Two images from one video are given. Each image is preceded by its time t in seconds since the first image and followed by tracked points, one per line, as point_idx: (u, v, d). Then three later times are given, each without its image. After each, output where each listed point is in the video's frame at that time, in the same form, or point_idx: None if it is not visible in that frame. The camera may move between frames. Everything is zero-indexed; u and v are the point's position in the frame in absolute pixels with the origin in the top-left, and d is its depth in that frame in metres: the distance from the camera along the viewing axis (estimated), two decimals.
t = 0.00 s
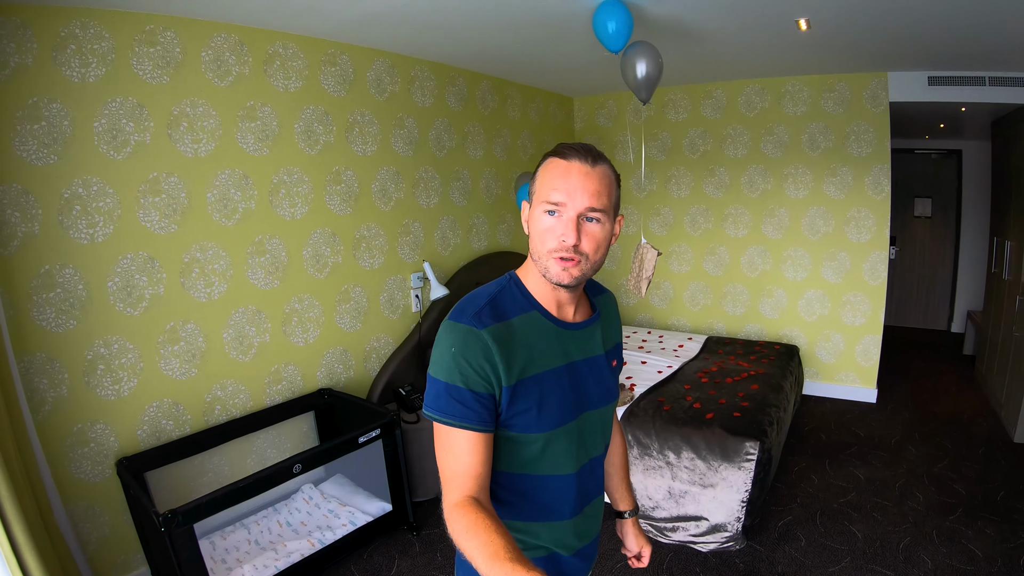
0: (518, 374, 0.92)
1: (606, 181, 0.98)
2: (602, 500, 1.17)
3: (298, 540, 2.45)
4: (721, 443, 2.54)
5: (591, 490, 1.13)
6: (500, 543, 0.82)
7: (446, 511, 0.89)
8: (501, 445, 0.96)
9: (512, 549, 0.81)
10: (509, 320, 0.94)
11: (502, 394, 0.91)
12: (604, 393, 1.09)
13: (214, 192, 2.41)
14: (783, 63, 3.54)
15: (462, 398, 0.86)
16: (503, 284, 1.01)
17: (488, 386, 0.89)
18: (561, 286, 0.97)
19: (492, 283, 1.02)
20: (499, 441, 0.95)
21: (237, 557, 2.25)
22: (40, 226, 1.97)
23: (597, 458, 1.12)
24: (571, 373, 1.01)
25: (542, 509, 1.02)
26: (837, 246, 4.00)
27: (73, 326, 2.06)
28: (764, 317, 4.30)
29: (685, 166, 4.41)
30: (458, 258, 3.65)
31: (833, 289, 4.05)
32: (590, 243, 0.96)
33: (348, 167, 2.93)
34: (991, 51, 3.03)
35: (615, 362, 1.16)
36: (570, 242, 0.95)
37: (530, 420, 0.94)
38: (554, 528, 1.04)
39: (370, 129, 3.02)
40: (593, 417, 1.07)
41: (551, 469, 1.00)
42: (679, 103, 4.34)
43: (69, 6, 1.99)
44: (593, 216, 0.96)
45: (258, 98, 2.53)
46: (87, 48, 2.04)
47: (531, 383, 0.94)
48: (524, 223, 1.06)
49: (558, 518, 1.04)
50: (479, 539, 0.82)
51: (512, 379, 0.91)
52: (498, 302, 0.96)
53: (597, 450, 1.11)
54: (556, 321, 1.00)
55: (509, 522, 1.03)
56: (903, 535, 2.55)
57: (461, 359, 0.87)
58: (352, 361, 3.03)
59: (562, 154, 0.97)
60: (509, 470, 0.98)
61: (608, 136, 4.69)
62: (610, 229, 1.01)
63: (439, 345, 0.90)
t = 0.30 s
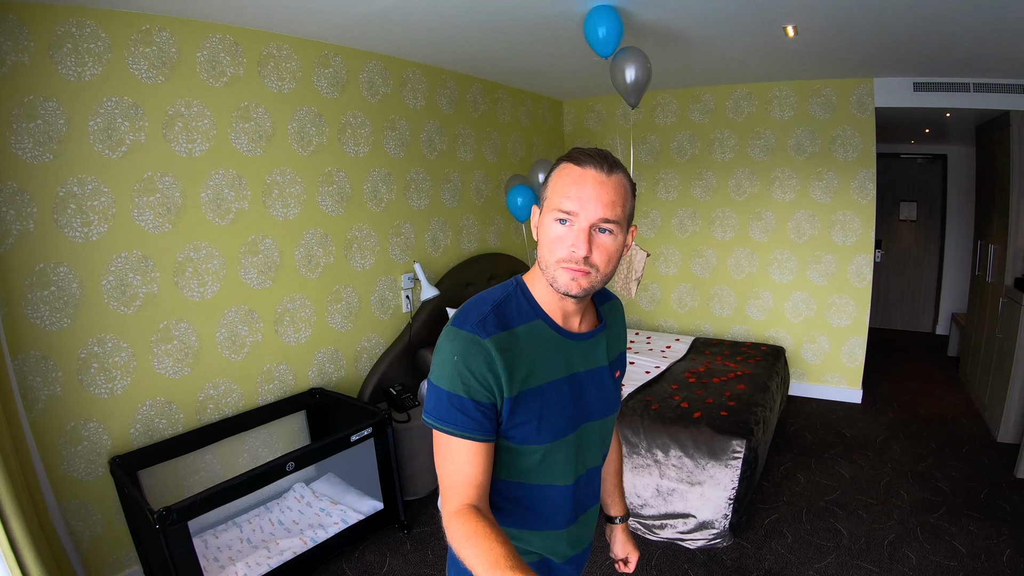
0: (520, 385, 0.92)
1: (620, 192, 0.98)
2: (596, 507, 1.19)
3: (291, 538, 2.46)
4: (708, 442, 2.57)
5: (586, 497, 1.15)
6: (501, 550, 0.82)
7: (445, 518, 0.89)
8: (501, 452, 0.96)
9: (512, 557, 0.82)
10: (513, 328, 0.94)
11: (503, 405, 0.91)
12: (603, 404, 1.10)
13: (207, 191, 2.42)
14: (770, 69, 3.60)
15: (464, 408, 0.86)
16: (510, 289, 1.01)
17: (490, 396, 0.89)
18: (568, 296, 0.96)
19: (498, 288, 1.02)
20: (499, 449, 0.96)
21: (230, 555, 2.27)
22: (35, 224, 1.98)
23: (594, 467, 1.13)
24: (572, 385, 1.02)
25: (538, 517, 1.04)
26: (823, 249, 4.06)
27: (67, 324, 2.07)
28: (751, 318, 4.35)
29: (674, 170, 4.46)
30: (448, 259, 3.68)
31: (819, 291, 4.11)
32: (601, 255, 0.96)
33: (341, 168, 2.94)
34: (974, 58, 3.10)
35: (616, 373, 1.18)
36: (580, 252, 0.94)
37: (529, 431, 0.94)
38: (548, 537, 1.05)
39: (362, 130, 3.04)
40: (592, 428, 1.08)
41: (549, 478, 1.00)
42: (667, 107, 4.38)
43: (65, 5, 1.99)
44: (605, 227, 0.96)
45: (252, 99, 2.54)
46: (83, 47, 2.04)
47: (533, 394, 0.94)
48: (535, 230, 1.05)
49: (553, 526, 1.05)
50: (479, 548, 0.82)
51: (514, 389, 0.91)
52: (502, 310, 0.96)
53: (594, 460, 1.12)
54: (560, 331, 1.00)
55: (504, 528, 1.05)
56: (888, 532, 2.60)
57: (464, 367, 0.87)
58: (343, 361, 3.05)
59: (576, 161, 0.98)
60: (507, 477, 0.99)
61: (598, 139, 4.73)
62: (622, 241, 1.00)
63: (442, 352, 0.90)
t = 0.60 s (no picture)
0: (514, 380, 0.92)
1: (617, 188, 1.00)
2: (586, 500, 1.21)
3: (283, 531, 2.47)
4: (696, 438, 2.61)
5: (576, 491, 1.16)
6: (498, 545, 0.82)
7: (440, 515, 0.89)
8: (495, 447, 0.97)
9: (509, 552, 0.81)
10: (506, 324, 0.95)
11: (498, 400, 0.92)
12: (595, 398, 1.11)
13: (204, 187, 2.44)
14: (761, 73, 3.65)
15: (459, 403, 0.87)
16: (503, 286, 1.01)
17: (484, 392, 0.89)
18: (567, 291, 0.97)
19: (491, 284, 1.02)
20: (493, 444, 0.96)
21: (223, 548, 2.27)
22: (34, 217, 2.00)
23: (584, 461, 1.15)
24: (565, 380, 1.03)
25: (531, 510, 1.05)
26: (811, 252, 4.12)
27: (64, 316, 2.09)
28: (740, 319, 4.40)
29: (665, 172, 4.51)
30: (441, 258, 3.71)
31: (807, 293, 4.16)
32: (599, 250, 0.97)
33: (336, 166, 2.97)
34: (960, 64, 3.16)
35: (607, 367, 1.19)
36: (580, 248, 0.96)
37: (523, 426, 0.96)
38: (538, 531, 1.07)
39: (357, 129, 3.07)
40: (585, 423, 1.09)
41: (541, 472, 1.02)
42: (659, 110, 4.43)
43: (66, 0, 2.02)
44: (603, 223, 0.98)
45: (250, 97, 2.57)
46: (84, 42, 2.07)
47: (527, 388, 0.95)
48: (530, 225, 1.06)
49: (544, 520, 1.07)
50: (476, 544, 0.82)
51: (509, 384, 0.92)
52: (496, 306, 0.96)
53: (585, 453, 1.14)
54: (553, 326, 1.01)
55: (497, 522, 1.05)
56: (874, 528, 2.65)
57: (460, 363, 0.87)
58: (336, 357, 3.07)
59: (574, 158, 0.99)
60: (501, 472, 1.00)
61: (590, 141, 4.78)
62: (618, 237, 1.02)
63: (436, 348, 0.90)
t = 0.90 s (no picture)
0: (507, 375, 0.95)
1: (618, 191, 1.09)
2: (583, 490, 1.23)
3: (292, 527, 2.53)
4: (701, 439, 2.62)
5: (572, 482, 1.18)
6: (492, 544, 0.82)
7: (433, 514, 0.89)
8: (490, 442, 0.99)
9: (504, 551, 0.82)
10: (496, 320, 0.97)
11: (494, 395, 0.94)
12: (584, 386, 1.14)
13: (219, 190, 2.49)
14: (769, 77, 3.65)
15: (454, 402, 0.88)
16: (487, 284, 1.03)
17: (478, 389, 0.91)
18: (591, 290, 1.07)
19: (476, 282, 1.03)
20: (489, 439, 0.98)
21: (232, 542, 2.34)
22: (53, 217, 2.06)
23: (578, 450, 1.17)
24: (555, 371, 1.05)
25: (531, 504, 1.07)
26: (821, 255, 4.10)
27: (81, 314, 2.15)
28: (750, 323, 4.39)
29: (675, 176, 4.50)
30: (451, 260, 3.74)
31: (817, 297, 4.14)
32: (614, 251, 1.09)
33: (348, 170, 3.02)
34: (971, 66, 3.14)
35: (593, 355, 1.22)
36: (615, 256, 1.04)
37: (519, 418, 0.98)
38: (540, 524, 1.09)
39: (369, 134, 3.11)
40: (576, 412, 1.12)
41: (538, 464, 1.04)
42: (669, 115, 4.44)
43: (85, 8, 2.08)
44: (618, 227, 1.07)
45: (263, 102, 2.62)
46: (102, 49, 2.13)
47: (522, 381, 0.98)
48: (557, 230, 1.01)
49: (544, 511, 1.09)
50: (471, 542, 0.82)
51: (503, 378, 0.94)
52: (484, 303, 0.98)
53: (579, 442, 1.16)
54: (544, 320, 1.04)
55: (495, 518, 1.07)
56: (879, 532, 2.64)
57: (452, 362, 0.89)
58: (347, 358, 3.11)
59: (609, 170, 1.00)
60: (498, 468, 1.02)
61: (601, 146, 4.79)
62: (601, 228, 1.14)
63: (428, 348, 0.91)
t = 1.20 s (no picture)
0: (506, 375, 0.94)
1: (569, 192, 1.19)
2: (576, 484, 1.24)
3: (314, 528, 2.57)
4: (721, 449, 2.58)
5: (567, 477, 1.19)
6: (484, 550, 0.81)
7: (423, 520, 0.88)
8: (488, 444, 0.99)
9: (495, 556, 0.81)
10: (490, 321, 0.95)
11: (496, 396, 0.94)
12: (571, 378, 1.15)
13: (247, 198, 2.57)
14: (794, 82, 3.60)
15: (454, 406, 0.86)
16: (476, 286, 1.00)
17: (478, 392, 0.90)
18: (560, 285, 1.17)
19: (463, 286, 1.01)
20: (488, 441, 0.98)
21: (253, 540, 2.40)
22: (86, 222, 2.15)
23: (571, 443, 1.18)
24: (548, 367, 1.05)
25: (529, 503, 1.07)
26: (852, 264, 3.99)
27: (112, 315, 2.24)
28: (781, 332, 4.29)
29: (704, 184, 4.45)
30: (479, 268, 3.77)
31: (848, 306, 4.03)
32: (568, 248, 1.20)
33: (375, 179, 3.07)
34: (1007, 67, 3.03)
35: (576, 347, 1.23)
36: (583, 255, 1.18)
37: (521, 415, 0.99)
38: (543, 520, 1.10)
39: (395, 142, 3.17)
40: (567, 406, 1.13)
41: (536, 461, 1.04)
42: (698, 122, 4.40)
43: (118, 24, 2.18)
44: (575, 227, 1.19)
45: (291, 112, 2.70)
46: (134, 62, 2.23)
47: (520, 379, 0.98)
48: (577, 244, 1.07)
49: (545, 506, 1.10)
50: (463, 549, 0.81)
51: (503, 378, 0.94)
52: (476, 304, 0.96)
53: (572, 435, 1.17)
54: (533, 319, 1.04)
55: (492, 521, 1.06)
56: (906, 548, 2.54)
57: (451, 366, 0.87)
58: (373, 363, 3.16)
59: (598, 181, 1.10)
60: (497, 470, 1.01)
61: (630, 154, 4.78)
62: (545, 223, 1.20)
63: (423, 355, 0.89)
